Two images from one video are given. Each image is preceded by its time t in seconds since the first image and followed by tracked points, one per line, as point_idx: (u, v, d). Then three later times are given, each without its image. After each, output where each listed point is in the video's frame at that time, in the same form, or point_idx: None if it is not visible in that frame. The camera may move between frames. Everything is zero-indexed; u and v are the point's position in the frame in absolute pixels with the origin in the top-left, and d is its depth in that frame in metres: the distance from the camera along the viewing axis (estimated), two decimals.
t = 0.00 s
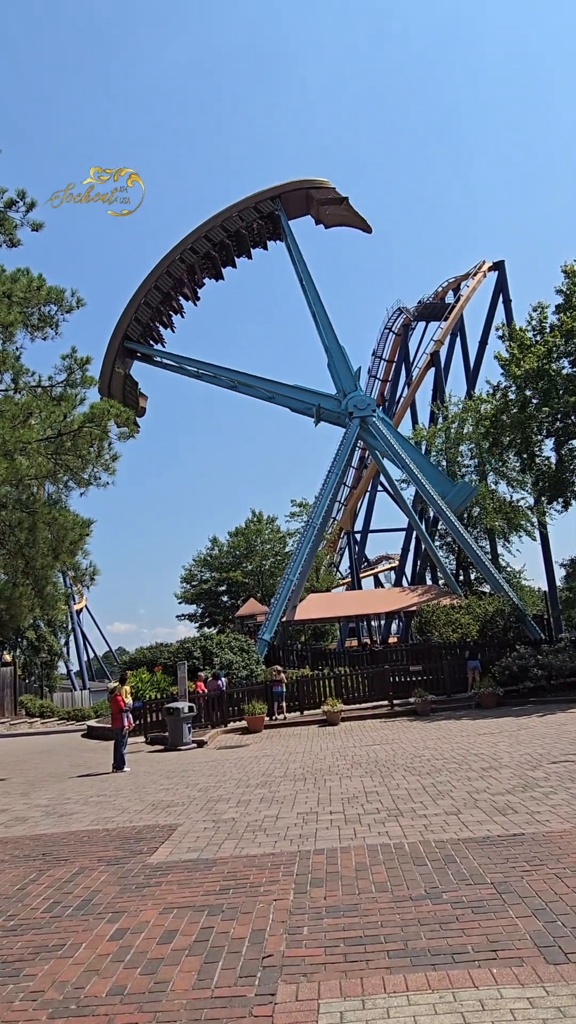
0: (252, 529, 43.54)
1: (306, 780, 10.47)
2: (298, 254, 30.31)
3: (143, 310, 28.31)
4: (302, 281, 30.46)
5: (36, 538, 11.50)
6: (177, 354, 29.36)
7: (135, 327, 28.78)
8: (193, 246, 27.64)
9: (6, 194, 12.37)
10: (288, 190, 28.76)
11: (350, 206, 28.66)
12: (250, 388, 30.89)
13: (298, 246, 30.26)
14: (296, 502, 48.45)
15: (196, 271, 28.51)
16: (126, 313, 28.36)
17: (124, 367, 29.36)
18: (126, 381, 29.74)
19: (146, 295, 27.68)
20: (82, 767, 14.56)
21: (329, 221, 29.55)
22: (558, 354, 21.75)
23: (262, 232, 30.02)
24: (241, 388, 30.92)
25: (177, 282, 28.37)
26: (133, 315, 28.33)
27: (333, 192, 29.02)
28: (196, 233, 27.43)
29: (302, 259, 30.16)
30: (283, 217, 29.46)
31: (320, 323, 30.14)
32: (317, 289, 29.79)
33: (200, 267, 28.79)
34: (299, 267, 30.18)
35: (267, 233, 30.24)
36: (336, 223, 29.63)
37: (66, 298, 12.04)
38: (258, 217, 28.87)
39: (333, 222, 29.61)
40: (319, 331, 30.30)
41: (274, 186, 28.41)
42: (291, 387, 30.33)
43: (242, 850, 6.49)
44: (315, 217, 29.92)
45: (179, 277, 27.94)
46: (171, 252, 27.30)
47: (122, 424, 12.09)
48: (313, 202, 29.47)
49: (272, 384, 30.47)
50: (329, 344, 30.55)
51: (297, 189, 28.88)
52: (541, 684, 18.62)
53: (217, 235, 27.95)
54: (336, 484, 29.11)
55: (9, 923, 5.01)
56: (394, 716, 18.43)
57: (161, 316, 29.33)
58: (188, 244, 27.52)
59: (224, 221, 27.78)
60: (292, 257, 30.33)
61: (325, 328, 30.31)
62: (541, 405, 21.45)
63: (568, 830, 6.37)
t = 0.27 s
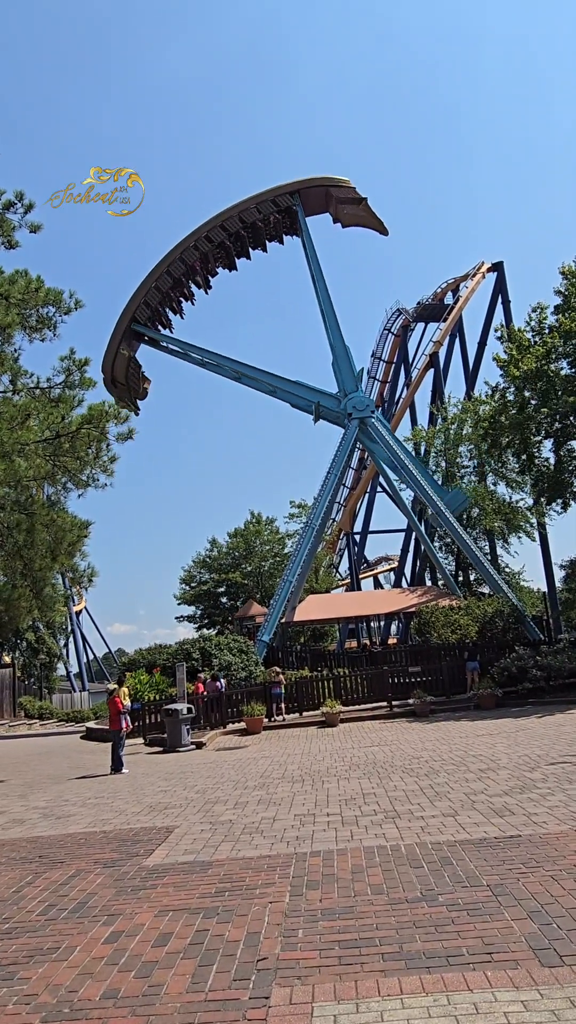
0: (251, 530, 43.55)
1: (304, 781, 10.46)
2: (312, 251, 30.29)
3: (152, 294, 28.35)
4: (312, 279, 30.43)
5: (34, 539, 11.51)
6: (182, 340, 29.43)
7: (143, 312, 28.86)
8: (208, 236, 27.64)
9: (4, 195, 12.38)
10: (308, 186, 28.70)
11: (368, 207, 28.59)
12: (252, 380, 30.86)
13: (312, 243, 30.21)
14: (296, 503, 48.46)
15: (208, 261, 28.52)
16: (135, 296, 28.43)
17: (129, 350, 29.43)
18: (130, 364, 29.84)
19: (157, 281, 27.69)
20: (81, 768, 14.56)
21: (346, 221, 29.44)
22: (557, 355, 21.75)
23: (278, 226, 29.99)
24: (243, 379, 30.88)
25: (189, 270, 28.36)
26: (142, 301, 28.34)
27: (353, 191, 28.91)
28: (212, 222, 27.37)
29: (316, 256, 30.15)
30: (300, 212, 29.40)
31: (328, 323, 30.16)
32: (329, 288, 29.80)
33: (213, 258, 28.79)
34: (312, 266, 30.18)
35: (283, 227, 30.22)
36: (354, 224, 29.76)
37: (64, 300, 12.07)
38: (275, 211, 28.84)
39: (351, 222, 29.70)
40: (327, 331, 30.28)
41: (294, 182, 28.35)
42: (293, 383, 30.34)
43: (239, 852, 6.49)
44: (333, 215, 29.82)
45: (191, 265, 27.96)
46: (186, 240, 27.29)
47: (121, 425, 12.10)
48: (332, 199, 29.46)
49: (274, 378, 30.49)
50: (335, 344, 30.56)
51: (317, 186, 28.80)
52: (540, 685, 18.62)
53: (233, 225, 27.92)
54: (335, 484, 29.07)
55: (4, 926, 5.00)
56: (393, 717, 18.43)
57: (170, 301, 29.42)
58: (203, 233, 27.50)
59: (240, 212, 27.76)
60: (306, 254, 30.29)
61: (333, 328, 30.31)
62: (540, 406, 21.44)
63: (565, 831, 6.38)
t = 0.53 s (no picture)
0: (249, 530, 43.55)
1: (301, 781, 10.45)
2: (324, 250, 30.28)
3: (162, 278, 28.60)
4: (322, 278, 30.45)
5: (31, 539, 11.50)
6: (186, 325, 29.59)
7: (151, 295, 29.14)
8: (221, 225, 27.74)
9: (1, 195, 12.37)
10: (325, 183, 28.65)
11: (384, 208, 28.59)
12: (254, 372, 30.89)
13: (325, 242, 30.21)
14: (294, 503, 48.46)
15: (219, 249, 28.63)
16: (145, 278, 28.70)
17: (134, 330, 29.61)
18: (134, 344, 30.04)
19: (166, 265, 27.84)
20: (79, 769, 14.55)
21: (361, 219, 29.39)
22: (555, 355, 21.73)
23: (294, 220, 30.01)
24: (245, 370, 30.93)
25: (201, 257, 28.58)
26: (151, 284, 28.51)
27: (370, 191, 28.82)
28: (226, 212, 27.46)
29: (327, 255, 30.17)
30: (316, 209, 29.36)
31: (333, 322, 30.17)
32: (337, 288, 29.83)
33: (224, 246, 28.90)
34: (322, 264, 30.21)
35: (298, 222, 30.22)
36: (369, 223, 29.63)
37: (61, 300, 12.04)
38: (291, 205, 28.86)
39: (365, 222, 29.59)
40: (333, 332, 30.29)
41: (312, 178, 28.32)
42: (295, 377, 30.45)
43: (236, 851, 6.48)
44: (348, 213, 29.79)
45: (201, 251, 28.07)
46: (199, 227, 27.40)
47: (118, 425, 12.08)
48: (349, 197, 29.34)
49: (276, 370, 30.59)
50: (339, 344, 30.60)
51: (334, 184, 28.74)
52: (538, 685, 18.63)
53: (248, 216, 27.98)
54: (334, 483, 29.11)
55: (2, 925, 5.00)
56: (390, 716, 18.43)
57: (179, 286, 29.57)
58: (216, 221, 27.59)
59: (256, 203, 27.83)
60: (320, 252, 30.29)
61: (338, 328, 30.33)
62: (538, 406, 21.44)
63: (562, 831, 6.38)
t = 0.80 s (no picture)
0: (244, 529, 43.52)
1: (296, 780, 10.43)
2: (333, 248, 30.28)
3: (169, 265, 28.69)
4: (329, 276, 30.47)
5: (26, 538, 11.46)
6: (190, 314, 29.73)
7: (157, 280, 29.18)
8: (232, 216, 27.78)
9: None
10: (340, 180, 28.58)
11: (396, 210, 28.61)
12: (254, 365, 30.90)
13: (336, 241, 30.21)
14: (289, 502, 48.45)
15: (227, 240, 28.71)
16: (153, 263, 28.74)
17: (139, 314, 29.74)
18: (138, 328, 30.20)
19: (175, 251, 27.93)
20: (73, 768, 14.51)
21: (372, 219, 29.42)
22: (550, 356, 21.74)
23: (306, 216, 29.99)
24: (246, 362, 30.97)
25: (209, 246, 28.66)
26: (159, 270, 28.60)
27: (383, 192, 28.81)
28: (238, 204, 27.50)
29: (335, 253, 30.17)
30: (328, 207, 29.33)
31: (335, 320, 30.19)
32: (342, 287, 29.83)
33: (234, 237, 28.98)
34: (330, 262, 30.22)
35: (310, 218, 30.19)
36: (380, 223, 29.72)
37: (57, 298, 12.02)
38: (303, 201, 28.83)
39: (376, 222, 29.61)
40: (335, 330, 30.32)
41: (327, 176, 28.27)
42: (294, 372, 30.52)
43: (231, 851, 6.47)
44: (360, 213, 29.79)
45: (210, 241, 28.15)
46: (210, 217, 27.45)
47: (114, 424, 12.07)
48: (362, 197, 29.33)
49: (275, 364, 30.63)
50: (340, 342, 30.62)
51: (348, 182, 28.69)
52: (532, 684, 18.65)
53: (260, 209, 28.00)
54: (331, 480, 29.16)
55: None
56: (385, 716, 18.44)
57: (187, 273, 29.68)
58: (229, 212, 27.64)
59: (269, 197, 27.82)
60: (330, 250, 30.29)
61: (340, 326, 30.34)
62: (533, 406, 21.46)
63: (556, 830, 6.38)
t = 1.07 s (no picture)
0: (237, 528, 43.47)
1: (288, 780, 10.42)
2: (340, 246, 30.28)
3: (174, 253, 28.64)
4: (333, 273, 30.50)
5: (18, 536, 11.42)
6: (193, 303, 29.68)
7: (160, 267, 29.14)
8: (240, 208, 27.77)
9: None
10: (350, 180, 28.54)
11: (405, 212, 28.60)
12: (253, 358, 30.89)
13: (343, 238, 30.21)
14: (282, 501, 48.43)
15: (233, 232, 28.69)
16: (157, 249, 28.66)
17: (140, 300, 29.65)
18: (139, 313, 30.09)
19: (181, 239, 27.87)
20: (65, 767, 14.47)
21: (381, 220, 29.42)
22: (543, 356, 21.80)
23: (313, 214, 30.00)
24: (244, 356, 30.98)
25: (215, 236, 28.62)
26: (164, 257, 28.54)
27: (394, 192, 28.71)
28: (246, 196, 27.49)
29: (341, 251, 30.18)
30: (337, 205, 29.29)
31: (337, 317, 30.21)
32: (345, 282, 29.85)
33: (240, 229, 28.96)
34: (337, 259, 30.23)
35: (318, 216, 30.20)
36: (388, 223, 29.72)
37: (50, 296, 11.98)
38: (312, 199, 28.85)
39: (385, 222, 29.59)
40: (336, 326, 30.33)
41: (338, 175, 28.25)
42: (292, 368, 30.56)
43: (222, 850, 6.45)
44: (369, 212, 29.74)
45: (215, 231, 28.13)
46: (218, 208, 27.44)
47: (106, 422, 12.04)
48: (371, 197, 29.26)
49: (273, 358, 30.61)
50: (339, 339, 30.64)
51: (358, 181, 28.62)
52: (524, 684, 18.71)
53: (268, 203, 27.99)
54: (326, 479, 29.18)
55: None
56: (377, 715, 18.46)
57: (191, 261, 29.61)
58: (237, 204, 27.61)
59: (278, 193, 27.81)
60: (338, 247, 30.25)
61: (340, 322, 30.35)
62: (526, 407, 21.50)
63: (547, 829, 6.40)
